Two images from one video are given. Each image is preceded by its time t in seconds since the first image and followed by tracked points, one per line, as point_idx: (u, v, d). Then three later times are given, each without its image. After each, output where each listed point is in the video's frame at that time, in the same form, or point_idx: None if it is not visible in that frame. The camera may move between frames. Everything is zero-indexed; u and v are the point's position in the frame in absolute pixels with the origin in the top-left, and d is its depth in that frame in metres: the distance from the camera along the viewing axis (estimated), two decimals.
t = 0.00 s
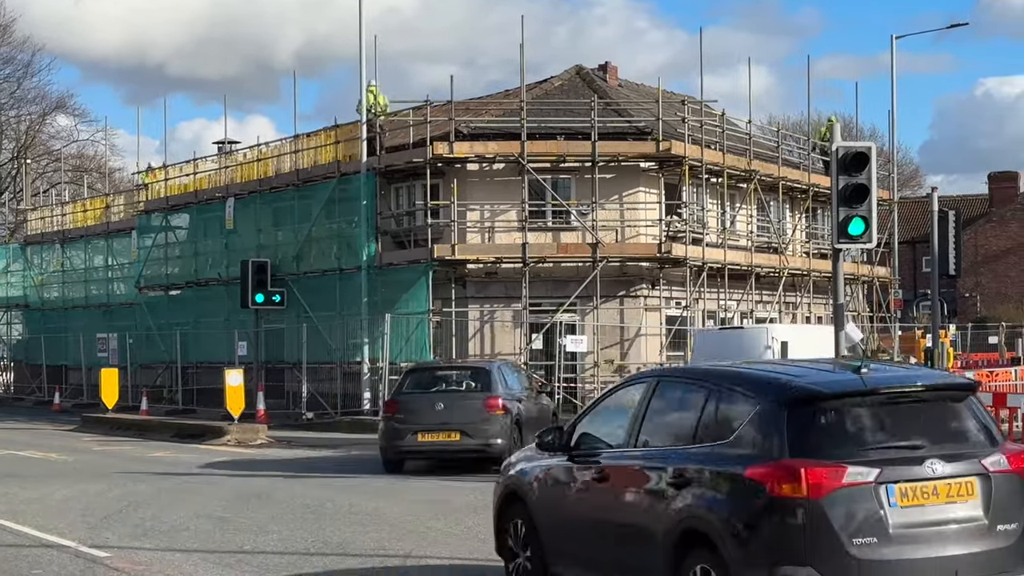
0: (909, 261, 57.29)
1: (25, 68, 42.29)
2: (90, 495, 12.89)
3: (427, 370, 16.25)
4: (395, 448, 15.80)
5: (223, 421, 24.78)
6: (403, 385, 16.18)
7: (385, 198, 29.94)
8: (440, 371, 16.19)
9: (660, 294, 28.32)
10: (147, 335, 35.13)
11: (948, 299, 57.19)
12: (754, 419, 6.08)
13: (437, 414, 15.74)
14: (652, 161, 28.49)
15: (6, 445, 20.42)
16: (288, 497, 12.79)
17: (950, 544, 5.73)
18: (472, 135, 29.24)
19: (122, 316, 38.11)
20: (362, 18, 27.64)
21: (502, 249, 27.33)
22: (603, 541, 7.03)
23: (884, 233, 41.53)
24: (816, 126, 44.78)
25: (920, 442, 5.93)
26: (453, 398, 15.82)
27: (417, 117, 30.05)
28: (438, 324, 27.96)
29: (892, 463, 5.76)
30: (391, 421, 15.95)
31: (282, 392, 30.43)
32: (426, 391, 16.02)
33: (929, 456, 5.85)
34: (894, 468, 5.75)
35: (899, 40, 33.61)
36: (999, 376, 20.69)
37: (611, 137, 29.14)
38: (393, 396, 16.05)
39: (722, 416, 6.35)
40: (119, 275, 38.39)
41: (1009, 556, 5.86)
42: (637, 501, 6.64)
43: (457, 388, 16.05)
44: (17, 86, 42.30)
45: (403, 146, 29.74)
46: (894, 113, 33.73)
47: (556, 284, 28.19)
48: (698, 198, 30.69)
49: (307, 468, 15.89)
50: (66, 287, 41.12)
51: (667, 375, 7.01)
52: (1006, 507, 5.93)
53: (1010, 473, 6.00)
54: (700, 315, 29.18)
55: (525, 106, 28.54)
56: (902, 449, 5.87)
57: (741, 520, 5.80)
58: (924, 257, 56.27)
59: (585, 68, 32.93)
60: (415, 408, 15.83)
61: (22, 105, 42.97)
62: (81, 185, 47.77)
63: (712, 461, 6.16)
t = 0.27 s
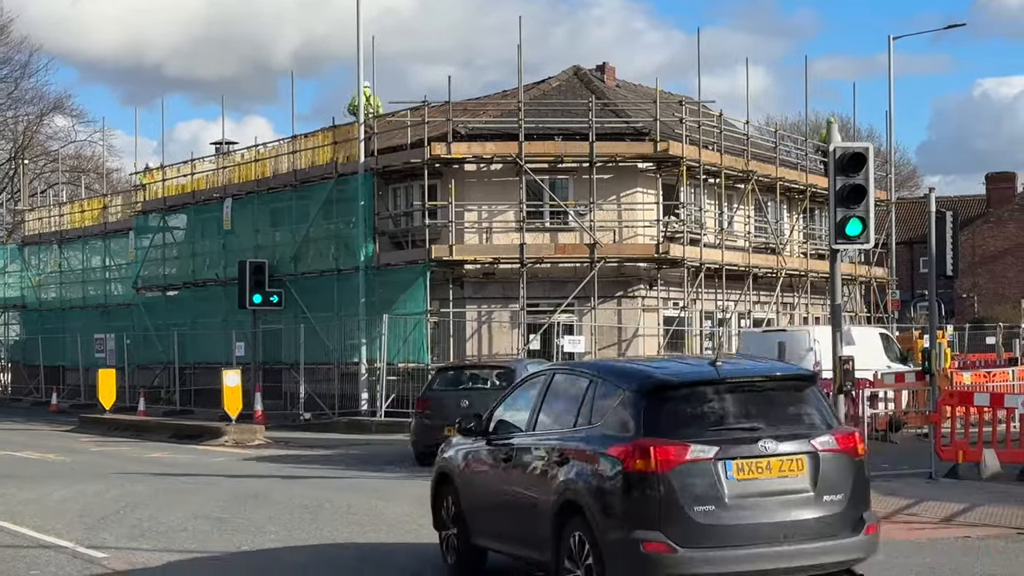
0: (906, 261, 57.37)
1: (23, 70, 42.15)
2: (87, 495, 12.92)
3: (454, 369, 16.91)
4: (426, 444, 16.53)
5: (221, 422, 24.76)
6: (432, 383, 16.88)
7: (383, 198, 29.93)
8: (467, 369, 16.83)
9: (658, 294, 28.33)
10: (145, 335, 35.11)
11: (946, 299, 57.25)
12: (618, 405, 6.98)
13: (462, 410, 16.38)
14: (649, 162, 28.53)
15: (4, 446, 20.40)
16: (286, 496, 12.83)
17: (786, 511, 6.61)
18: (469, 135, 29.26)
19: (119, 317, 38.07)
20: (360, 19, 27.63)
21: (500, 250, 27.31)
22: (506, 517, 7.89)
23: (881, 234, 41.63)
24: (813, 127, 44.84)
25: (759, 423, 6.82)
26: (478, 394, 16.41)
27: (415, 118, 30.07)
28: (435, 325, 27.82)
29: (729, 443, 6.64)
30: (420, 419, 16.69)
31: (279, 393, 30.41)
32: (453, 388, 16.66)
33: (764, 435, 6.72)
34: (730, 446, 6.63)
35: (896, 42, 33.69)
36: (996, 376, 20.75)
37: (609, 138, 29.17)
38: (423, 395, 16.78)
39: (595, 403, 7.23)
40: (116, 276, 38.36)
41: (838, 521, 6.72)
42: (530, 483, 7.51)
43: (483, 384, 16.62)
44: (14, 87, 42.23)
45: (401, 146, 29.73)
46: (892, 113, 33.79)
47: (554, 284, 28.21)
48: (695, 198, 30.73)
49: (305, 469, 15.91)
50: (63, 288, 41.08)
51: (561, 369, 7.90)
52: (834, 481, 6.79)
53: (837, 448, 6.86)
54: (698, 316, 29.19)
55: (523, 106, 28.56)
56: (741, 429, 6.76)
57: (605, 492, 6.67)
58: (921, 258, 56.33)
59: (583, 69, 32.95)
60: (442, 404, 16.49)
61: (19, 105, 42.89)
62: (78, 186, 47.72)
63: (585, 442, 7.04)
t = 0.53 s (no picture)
0: (904, 262, 57.38)
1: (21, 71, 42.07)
2: (86, 496, 12.95)
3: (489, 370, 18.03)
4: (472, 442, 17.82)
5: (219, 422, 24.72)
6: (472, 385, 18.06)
7: (380, 199, 29.94)
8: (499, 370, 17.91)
9: (656, 295, 28.34)
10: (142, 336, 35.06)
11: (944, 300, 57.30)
12: (530, 396, 8.19)
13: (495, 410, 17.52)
14: (647, 163, 28.58)
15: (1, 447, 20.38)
16: (285, 497, 12.86)
17: (670, 488, 7.78)
18: (467, 136, 29.28)
19: (117, 317, 38.07)
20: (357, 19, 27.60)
21: (497, 251, 27.26)
22: (447, 497, 9.08)
23: (878, 235, 41.68)
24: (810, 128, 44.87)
25: (649, 412, 7.98)
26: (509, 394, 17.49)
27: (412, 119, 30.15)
28: (433, 325, 27.85)
29: (619, 429, 7.80)
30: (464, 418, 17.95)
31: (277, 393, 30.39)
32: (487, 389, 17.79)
33: (650, 422, 7.89)
34: (620, 432, 7.79)
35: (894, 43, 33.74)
36: (994, 377, 20.78)
37: (606, 139, 29.20)
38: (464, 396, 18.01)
39: (514, 395, 8.44)
40: (114, 277, 38.32)
41: (717, 498, 7.91)
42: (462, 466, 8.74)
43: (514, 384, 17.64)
44: (11, 87, 42.18)
45: (398, 147, 29.69)
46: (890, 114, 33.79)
47: (552, 285, 28.23)
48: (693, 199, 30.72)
49: (304, 469, 15.94)
50: (61, 289, 41.04)
51: (494, 366, 9.14)
52: (715, 462, 7.95)
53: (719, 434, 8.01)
54: (695, 316, 29.16)
55: (520, 107, 28.55)
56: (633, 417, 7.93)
57: (515, 471, 7.88)
58: (919, 259, 56.37)
59: (581, 70, 32.95)
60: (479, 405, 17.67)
61: (17, 106, 42.83)
62: (76, 187, 47.68)
63: (503, 429, 8.24)
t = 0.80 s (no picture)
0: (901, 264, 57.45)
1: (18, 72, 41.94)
2: (83, 496, 12.95)
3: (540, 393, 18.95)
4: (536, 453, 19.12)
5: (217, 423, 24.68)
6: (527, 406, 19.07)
7: (378, 200, 30.02)
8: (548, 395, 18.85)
9: (654, 296, 28.39)
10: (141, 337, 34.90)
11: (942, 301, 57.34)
12: (465, 388, 9.08)
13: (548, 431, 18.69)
14: (644, 164, 28.65)
15: None
16: (283, 497, 12.87)
17: (587, 470, 8.65)
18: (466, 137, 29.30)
19: (115, 318, 38.09)
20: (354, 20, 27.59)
21: (495, 252, 27.21)
22: (401, 479, 10.03)
23: (876, 236, 41.71)
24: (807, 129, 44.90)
25: (571, 403, 8.84)
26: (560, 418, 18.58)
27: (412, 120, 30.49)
28: (431, 326, 28.01)
29: (541, 419, 8.67)
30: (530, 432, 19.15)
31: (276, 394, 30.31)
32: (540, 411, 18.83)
33: (570, 413, 8.74)
34: (543, 422, 8.65)
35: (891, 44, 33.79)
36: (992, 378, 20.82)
37: (604, 140, 29.26)
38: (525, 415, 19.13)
39: (452, 387, 9.34)
40: (112, 278, 38.31)
41: (631, 480, 8.78)
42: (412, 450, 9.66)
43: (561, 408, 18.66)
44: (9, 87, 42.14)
45: (396, 148, 29.71)
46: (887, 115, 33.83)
47: (550, 286, 28.24)
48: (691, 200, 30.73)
49: (301, 470, 15.97)
50: (59, 290, 41.00)
51: (442, 361, 10.07)
52: (628, 448, 8.82)
53: (633, 425, 8.89)
54: (693, 317, 29.15)
55: (518, 108, 28.56)
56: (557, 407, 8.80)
57: (449, 456, 8.76)
58: (917, 260, 56.39)
59: (579, 70, 32.98)
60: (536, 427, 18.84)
61: (15, 106, 42.74)
62: (74, 187, 47.66)
63: (443, 417, 9.13)
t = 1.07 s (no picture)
0: (899, 264, 57.52)
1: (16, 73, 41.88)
2: (82, 496, 12.96)
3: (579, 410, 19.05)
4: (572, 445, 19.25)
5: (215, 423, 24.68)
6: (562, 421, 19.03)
7: (377, 200, 30.04)
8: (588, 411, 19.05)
9: (653, 296, 28.41)
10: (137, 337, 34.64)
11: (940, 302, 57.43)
12: (421, 383, 9.82)
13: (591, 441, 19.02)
14: (643, 164, 28.68)
15: None
16: (281, 497, 12.89)
17: (528, 459, 9.31)
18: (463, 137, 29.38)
19: (113, 319, 38.01)
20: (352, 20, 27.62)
21: (494, 252, 27.24)
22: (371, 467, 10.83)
23: (874, 236, 41.77)
24: (805, 130, 44.96)
25: (515, 399, 9.49)
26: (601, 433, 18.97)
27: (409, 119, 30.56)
28: (429, 326, 27.89)
29: (486, 412, 9.32)
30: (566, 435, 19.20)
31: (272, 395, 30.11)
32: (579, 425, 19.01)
33: (513, 407, 9.39)
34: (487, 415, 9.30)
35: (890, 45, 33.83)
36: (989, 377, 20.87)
37: (602, 140, 29.32)
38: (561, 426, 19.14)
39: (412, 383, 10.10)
40: (109, 278, 38.23)
41: (571, 467, 9.44)
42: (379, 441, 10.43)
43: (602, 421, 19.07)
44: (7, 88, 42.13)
45: (395, 148, 30.07)
46: (885, 116, 33.91)
47: (548, 286, 28.20)
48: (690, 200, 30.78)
49: (301, 470, 15.99)
50: (57, 290, 40.97)
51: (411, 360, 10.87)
52: (568, 439, 9.46)
53: (573, 419, 9.52)
54: (691, 317, 29.17)
55: (516, 108, 28.57)
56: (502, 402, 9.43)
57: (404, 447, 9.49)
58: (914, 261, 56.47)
59: (576, 71, 33.05)
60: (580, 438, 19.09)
61: (13, 107, 42.74)
62: (71, 188, 47.68)
63: (402, 409, 9.89)
